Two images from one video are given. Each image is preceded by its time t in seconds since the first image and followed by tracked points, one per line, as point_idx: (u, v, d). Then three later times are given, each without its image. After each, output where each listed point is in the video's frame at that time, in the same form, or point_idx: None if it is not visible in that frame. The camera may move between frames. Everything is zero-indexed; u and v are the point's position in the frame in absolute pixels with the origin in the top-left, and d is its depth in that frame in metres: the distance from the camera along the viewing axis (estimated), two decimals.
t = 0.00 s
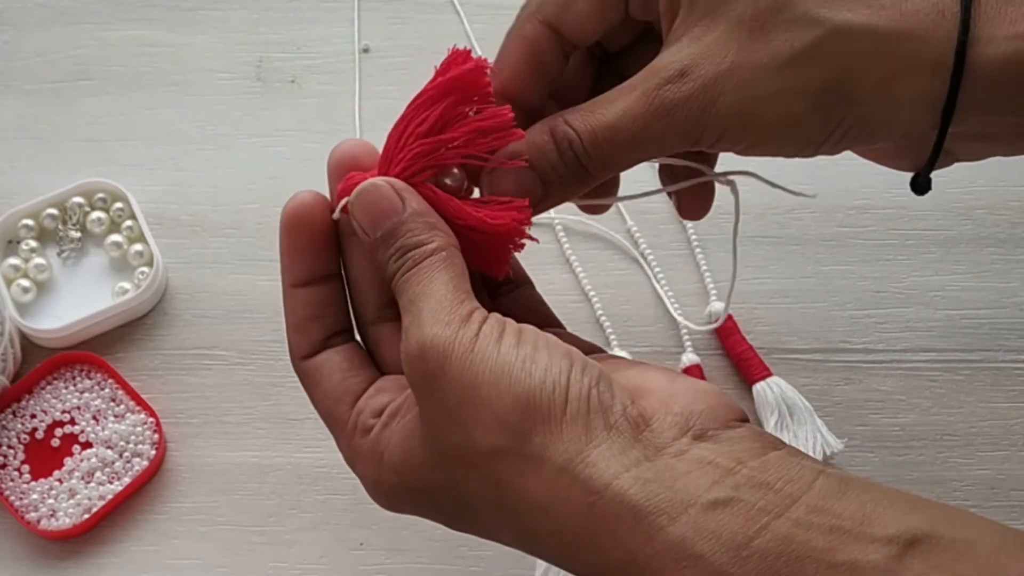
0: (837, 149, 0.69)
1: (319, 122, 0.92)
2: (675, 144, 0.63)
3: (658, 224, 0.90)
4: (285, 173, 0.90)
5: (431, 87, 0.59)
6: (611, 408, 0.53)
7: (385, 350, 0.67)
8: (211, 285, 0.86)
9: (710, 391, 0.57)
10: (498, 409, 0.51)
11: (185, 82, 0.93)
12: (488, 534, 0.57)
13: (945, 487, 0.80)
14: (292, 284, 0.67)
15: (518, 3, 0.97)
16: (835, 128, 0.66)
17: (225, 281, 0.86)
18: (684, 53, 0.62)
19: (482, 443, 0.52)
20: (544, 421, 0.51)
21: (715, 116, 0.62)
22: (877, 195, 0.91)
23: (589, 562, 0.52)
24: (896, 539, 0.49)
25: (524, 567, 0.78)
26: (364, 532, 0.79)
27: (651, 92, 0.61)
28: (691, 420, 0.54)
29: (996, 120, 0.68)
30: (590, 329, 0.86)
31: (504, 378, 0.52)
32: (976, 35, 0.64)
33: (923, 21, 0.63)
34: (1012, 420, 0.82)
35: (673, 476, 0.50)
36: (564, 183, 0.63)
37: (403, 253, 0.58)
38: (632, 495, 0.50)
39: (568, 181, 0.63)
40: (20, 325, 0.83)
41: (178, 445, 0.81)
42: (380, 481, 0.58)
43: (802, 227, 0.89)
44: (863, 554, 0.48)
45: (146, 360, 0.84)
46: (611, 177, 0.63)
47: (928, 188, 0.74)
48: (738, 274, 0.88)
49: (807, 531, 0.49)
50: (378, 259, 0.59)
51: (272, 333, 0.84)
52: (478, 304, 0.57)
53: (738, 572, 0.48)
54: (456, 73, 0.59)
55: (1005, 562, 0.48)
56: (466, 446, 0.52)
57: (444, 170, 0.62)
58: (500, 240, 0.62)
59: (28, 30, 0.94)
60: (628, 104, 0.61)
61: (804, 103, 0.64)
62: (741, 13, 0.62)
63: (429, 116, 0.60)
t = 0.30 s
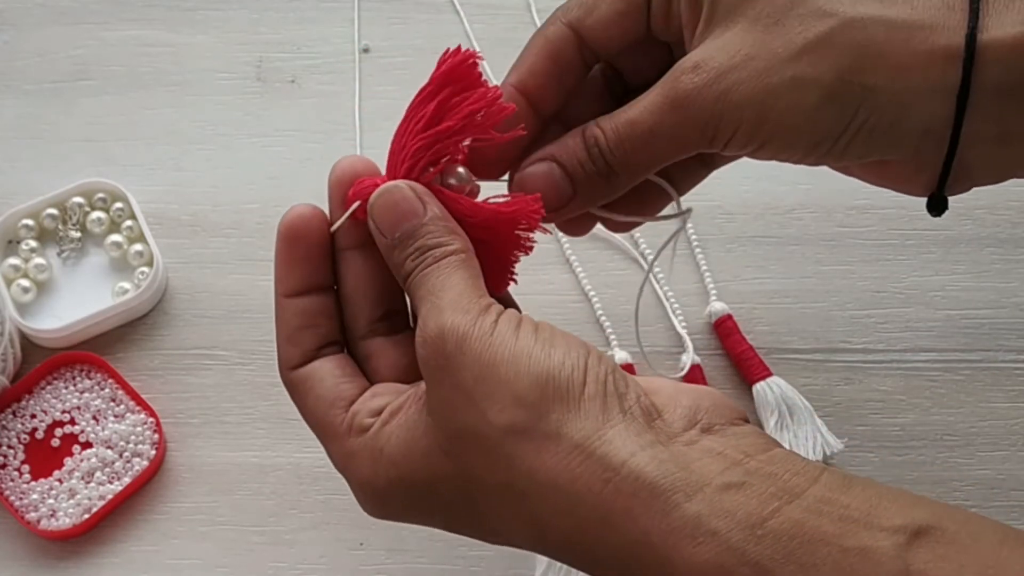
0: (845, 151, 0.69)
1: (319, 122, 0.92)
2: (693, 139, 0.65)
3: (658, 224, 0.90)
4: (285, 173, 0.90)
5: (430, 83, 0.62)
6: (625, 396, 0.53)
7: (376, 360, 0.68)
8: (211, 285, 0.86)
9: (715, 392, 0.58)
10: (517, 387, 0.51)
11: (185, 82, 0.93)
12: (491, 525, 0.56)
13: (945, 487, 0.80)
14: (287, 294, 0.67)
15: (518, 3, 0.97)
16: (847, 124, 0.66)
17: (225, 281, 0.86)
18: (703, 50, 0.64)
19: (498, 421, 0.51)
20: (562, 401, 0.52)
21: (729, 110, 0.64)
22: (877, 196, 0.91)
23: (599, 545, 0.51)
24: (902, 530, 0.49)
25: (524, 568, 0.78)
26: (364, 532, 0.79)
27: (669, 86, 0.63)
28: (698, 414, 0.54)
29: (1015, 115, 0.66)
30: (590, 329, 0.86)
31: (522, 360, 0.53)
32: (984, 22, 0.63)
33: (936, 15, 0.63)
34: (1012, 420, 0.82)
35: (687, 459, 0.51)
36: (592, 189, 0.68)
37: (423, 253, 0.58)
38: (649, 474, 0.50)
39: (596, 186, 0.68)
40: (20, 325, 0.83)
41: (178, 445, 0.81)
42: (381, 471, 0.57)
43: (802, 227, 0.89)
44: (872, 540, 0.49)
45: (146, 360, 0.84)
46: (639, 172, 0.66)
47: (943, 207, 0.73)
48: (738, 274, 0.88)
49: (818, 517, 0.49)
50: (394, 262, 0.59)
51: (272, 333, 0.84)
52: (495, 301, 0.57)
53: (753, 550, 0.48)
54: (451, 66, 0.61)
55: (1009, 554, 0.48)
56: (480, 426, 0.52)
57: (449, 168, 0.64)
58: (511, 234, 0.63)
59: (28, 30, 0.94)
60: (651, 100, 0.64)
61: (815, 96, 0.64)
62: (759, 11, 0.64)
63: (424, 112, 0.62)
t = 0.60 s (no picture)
0: (833, 148, 0.69)
1: (319, 122, 0.92)
2: (676, 138, 0.63)
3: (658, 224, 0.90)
4: (285, 173, 0.90)
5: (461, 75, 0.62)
6: (643, 373, 0.53)
7: (385, 343, 0.68)
8: (210, 285, 0.86)
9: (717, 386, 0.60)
10: (537, 355, 0.51)
11: (185, 83, 0.93)
12: (495, 501, 0.54)
13: (945, 487, 0.80)
14: (290, 292, 0.67)
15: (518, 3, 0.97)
16: (831, 124, 0.66)
17: (225, 281, 0.86)
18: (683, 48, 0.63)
19: (515, 385, 0.51)
20: (582, 369, 0.51)
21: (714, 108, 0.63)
22: (876, 196, 0.91)
23: (610, 516, 0.50)
24: (911, 516, 0.49)
25: (523, 568, 0.78)
26: (364, 532, 0.79)
27: (654, 83, 0.62)
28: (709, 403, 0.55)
29: (995, 109, 0.67)
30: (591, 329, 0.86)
31: (540, 330, 0.53)
32: (965, 18, 0.64)
33: (916, 12, 0.64)
34: (1012, 420, 0.82)
35: (704, 434, 0.51)
36: (580, 184, 0.65)
37: (438, 234, 0.58)
38: (668, 442, 0.50)
39: (583, 182, 0.65)
40: (20, 325, 0.83)
41: (178, 445, 0.81)
42: (383, 443, 0.56)
43: (802, 227, 0.89)
44: (883, 523, 0.48)
45: (146, 360, 0.84)
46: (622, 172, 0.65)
47: (924, 197, 0.74)
48: (738, 273, 0.88)
49: (831, 497, 0.49)
50: (406, 247, 0.59)
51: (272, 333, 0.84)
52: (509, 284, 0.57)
53: (769, 520, 0.48)
54: (483, 58, 0.61)
55: (1012, 540, 0.48)
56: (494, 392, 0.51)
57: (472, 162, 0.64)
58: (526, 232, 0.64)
59: (28, 30, 0.94)
60: (634, 98, 0.62)
61: (799, 95, 0.64)
62: (742, 8, 0.63)
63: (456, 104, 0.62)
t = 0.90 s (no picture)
0: (846, 162, 0.70)
1: (319, 122, 0.92)
2: (693, 153, 0.64)
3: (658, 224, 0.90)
4: (285, 173, 0.90)
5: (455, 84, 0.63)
6: (642, 376, 0.53)
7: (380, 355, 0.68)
8: (211, 285, 0.86)
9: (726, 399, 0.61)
10: (537, 359, 0.51)
11: (185, 83, 0.93)
12: (494, 506, 0.54)
13: (945, 487, 0.80)
14: (279, 316, 0.67)
15: (519, 3, 0.97)
16: (843, 140, 0.67)
17: (225, 281, 0.86)
18: (706, 65, 0.64)
19: (516, 389, 0.51)
20: (583, 373, 0.51)
21: (731, 123, 0.64)
22: (876, 196, 0.91)
23: (611, 520, 0.50)
24: (912, 517, 0.49)
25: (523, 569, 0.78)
26: (364, 532, 0.78)
27: (671, 103, 0.63)
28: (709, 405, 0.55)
29: (1012, 129, 0.66)
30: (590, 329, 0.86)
31: (540, 334, 0.53)
32: (983, 44, 0.63)
33: (933, 33, 0.63)
34: (1012, 420, 0.82)
35: (704, 436, 0.51)
36: (589, 198, 0.66)
37: (439, 238, 0.58)
38: (668, 444, 0.50)
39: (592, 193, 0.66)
40: (20, 325, 0.83)
41: (178, 445, 0.81)
42: (381, 451, 0.55)
43: (802, 228, 0.89)
44: (885, 525, 0.48)
45: (145, 360, 0.84)
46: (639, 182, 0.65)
47: (944, 208, 0.73)
48: (738, 274, 0.88)
49: (832, 499, 0.49)
50: (406, 250, 0.59)
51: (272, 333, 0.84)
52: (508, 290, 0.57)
53: (771, 522, 0.48)
54: (476, 67, 0.62)
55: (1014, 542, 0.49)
56: (495, 395, 0.51)
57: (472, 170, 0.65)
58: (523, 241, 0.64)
59: (28, 30, 0.94)
60: (654, 111, 0.63)
61: (815, 115, 0.64)
62: (759, 26, 0.63)
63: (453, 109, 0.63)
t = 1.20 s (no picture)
0: (854, 154, 0.69)
1: (319, 122, 0.92)
2: (695, 145, 0.64)
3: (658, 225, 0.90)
4: (285, 173, 0.90)
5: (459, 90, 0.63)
6: (644, 378, 0.53)
7: (380, 358, 0.68)
8: (211, 286, 0.86)
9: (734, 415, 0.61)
10: (540, 357, 0.52)
11: (185, 83, 0.93)
12: (493, 508, 0.54)
13: (945, 487, 0.80)
14: (279, 326, 0.66)
15: (519, 3, 0.97)
16: (851, 130, 0.66)
17: (225, 281, 0.86)
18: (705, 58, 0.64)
19: (519, 386, 0.51)
20: (585, 372, 0.52)
21: (732, 118, 0.63)
22: (876, 196, 0.91)
23: (611, 518, 0.50)
24: (909, 522, 0.49)
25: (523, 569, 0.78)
26: (364, 532, 0.78)
27: (673, 91, 0.63)
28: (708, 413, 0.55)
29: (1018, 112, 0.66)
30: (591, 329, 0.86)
31: (543, 334, 0.53)
32: (985, 22, 0.63)
33: (935, 16, 0.64)
34: (1012, 420, 0.82)
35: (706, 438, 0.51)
36: (602, 193, 0.67)
37: (443, 241, 0.58)
38: (670, 443, 0.50)
39: (604, 190, 0.66)
40: (20, 325, 0.83)
41: (178, 445, 0.81)
42: (381, 447, 0.55)
43: (802, 228, 0.89)
44: (884, 529, 0.48)
45: (145, 360, 0.84)
46: (645, 180, 0.66)
47: (949, 203, 0.74)
48: (738, 274, 0.88)
49: (831, 501, 0.49)
50: (408, 252, 0.59)
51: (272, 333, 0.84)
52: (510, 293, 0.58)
53: (772, 520, 0.48)
54: (479, 73, 0.63)
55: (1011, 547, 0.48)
56: (497, 392, 0.51)
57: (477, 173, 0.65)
58: (526, 246, 0.65)
59: (28, 30, 0.94)
60: (656, 105, 0.63)
61: (819, 100, 0.64)
62: (760, 20, 0.64)
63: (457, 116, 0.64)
